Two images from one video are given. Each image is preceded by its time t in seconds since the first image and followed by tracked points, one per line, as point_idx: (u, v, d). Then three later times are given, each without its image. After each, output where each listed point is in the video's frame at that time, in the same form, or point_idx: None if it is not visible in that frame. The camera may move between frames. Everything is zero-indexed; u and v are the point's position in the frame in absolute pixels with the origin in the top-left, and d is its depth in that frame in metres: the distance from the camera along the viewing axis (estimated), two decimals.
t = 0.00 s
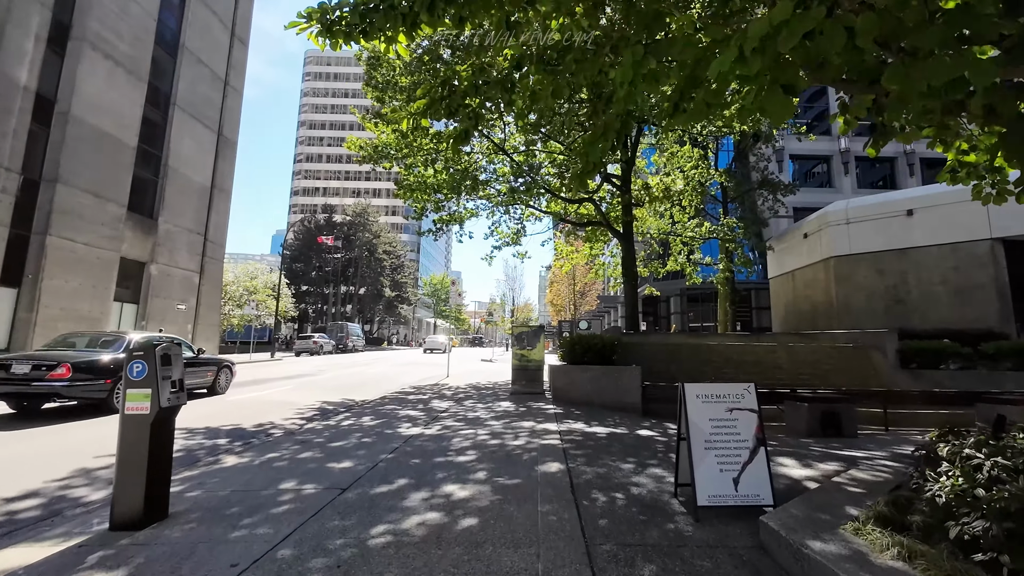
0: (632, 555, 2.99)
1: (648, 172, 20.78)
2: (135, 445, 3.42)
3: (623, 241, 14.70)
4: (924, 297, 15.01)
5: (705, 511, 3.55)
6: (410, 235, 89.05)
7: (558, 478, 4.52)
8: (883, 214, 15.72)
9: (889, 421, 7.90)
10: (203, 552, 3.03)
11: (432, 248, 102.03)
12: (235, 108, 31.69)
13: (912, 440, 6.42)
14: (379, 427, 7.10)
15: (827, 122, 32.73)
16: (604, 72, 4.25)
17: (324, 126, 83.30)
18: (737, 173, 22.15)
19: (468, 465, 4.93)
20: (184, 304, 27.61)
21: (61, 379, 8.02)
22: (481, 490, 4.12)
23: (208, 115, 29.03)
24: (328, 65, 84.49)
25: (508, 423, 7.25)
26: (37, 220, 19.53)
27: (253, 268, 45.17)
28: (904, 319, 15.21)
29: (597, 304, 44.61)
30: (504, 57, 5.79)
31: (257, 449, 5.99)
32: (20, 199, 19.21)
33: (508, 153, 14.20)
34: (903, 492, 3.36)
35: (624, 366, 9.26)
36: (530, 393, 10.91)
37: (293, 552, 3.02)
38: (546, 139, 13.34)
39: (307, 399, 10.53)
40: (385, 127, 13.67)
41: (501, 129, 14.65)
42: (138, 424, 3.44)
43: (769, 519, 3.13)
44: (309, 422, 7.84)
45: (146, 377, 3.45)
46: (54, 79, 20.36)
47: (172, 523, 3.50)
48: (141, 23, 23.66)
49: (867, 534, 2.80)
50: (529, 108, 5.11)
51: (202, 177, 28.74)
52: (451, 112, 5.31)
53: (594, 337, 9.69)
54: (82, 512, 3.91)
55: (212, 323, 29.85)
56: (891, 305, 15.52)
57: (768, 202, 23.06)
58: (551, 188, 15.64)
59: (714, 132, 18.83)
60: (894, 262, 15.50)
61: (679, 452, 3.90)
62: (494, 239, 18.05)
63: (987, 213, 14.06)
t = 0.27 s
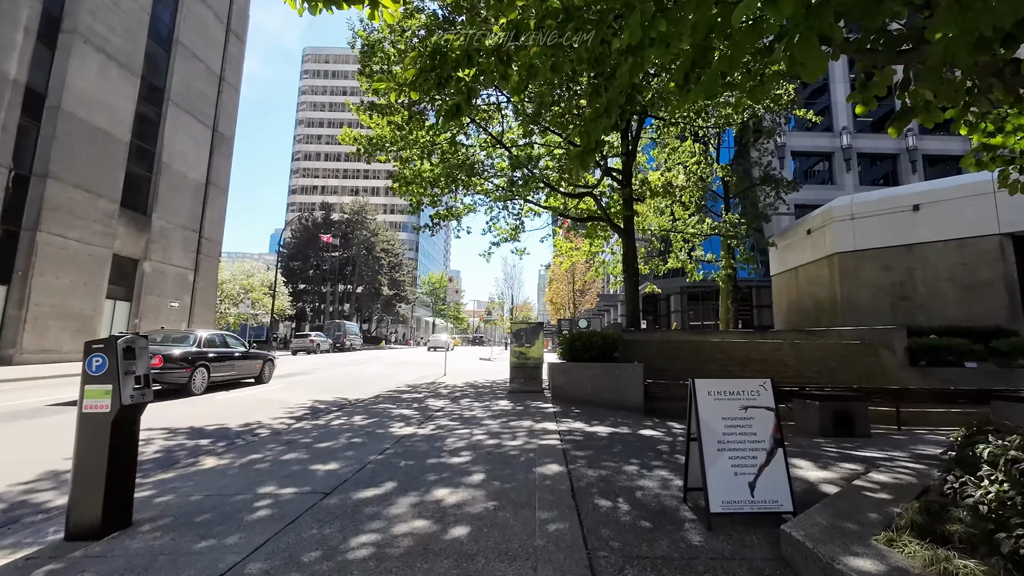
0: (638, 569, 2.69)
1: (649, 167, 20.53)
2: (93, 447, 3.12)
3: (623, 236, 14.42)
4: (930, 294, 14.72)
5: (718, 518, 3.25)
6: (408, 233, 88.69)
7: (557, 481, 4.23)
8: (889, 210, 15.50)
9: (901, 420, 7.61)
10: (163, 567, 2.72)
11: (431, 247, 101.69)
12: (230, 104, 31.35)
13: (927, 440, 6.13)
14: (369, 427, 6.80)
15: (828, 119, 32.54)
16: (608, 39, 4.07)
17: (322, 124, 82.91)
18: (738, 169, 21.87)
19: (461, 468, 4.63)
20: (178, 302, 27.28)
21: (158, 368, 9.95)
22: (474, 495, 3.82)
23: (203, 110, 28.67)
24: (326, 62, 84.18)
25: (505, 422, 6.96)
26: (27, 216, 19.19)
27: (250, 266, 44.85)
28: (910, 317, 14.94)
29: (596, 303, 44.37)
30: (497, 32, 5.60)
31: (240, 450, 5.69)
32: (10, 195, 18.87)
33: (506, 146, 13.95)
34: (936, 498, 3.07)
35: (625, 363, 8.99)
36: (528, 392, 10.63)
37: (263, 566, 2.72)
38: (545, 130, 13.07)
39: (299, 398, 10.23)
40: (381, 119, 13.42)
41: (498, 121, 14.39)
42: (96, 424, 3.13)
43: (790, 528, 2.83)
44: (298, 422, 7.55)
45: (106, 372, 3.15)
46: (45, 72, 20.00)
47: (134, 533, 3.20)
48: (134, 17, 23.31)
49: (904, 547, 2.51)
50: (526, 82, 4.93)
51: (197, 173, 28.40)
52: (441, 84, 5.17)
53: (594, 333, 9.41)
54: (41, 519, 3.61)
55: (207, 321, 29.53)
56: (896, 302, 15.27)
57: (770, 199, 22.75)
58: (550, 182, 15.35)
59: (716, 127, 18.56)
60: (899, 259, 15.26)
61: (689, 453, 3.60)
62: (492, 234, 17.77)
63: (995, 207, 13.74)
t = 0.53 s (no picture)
0: None
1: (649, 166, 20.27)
2: (44, 469, 2.83)
3: (624, 236, 14.11)
4: (938, 295, 14.41)
5: (734, 546, 2.94)
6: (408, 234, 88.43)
7: (557, 500, 3.92)
8: (895, 209, 15.19)
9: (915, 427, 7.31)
10: None
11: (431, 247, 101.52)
12: (227, 103, 31.10)
13: (946, 450, 5.83)
14: (360, 435, 6.51)
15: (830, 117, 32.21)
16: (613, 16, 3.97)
17: (322, 125, 82.68)
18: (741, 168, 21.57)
19: (455, 483, 4.32)
20: (174, 303, 27.01)
21: (222, 365, 11.38)
22: (466, 517, 3.52)
23: (199, 109, 28.40)
24: (326, 62, 84.00)
25: (502, 430, 6.67)
26: (19, 216, 18.91)
27: (248, 267, 44.60)
28: (916, 318, 14.63)
29: (596, 303, 44.12)
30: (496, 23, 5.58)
31: (222, 462, 5.40)
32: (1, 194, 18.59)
33: (505, 143, 13.70)
34: (977, 525, 2.77)
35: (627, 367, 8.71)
36: (527, 396, 10.34)
37: None
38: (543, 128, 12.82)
39: (291, 404, 9.94)
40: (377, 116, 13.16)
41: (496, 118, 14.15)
42: (47, 444, 2.84)
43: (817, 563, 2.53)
44: (287, 429, 7.26)
45: (58, 386, 2.86)
46: (37, 70, 19.71)
47: (89, 563, 2.90)
48: (128, 14, 23.02)
49: None
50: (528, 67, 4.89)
51: (193, 173, 28.12)
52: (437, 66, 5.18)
53: (595, 336, 9.15)
54: None
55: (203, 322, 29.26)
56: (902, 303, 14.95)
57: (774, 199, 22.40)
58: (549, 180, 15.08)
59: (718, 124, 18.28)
60: (906, 259, 14.94)
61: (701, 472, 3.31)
62: (491, 235, 17.49)
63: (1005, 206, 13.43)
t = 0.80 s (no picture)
0: None
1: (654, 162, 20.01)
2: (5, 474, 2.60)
3: (629, 232, 13.85)
4: (949, 293, 14.09)
5: (760, 559, 2.68)
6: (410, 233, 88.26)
7: (564, 506, 3.66)
8: (906, 205, 14.90)
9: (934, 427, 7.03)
10: None
11: (433, 246, 101.35)
12: (227, 101, 30.91)
13: (970, 453, 5.55)
14: (357, 436, 6.26)
15: (836, 114, 31.85)
16: None
17: (323, 124, 82.59)
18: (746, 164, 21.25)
19: (455, 488, 4.07)
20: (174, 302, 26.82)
21: (272, 359, 13.97)
22: (467, 525, 3.26)
23: (199, 106, 28.21)
24: (327, 62, 83.89)
25: (505, 431, 6.41)
26: (16, 213, 18.74)
27: (249, 266, 44.46)
28: (927, 316, 14.32)
29: (599, 302, 43.88)
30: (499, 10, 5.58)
31: (212, 464, 5.15)
32: None
33: (507, 137, 13.45)
34: None
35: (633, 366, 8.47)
36: (530, 396, 10.08)
37: None
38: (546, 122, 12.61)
39: (288, 403, 9.70)
40: (376, 111, 12.94)
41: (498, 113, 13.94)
42: (9, 446, 2.62)
43: None
44: (282, 430, 7.01)
45: (20, 384, 2.63)
46: (34, 67, 19.52)
47: None
48: (127, 11, 22.84)
49: None
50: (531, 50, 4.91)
51: (192, 171, 27.93)
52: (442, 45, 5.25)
53: (600, 334, 8.90)
54: None
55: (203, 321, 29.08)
56: (913, 301, 14.64)
57: (780, 196, 22.05)
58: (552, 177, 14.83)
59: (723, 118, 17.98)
60: (916, 256, 14.64)
61: (722, 478, 3.10)
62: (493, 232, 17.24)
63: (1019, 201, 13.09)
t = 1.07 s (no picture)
0: None
1: (660, 160, 19.67)
2: None
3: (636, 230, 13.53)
4: (964, 292, 13.73)
5: None
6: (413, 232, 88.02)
7: (578, 526, 3.35)
8: (919, 203, 14.50)
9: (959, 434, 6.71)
10: None
11: (436, 246, 101.13)
12: (229, 98, 30.74)
13: (1005, 463, 5.23)
14: (356, 443, 5.97)
15: (844, 111, 31.38)
16: None
17: (327, 124, 82.53)
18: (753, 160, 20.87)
19: (459, 503, 3.77)
20: (176, 301, 26.63)
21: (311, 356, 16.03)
22: (472, 551, 2.95)
23: (200, 104, 28.01)
24: (330, 61, 83.73)
25: (511, 438, 6.12)
26: (15, 213, 18.55)
27: (252, 266, 44.31)
28: (942, 316, 13.94)
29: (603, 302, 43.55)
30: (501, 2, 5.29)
31: (201, 474, 4.86)
32: None
33: (511, 134, 13.13)
34: None
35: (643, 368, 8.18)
36: (536, 398, 9.78)
37: None
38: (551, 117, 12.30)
39: (288, 406, 9.43)
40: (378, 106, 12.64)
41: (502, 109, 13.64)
42: None
43: None
44: (278, 436, 6.73)
45: None
46: (34, 64, 19.34)
47: None
48: (127, 8, 22.64)
49: None
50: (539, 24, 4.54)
51: (194, 169, 27.72)
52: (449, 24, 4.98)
53: (608, 335, 8.60)
54: None
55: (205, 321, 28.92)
56: (927, 301, 14.26)
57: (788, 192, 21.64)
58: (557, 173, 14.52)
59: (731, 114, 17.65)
60: (931, 254, 14.25)
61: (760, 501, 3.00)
62: (496, 231, 16.91)
63: None
